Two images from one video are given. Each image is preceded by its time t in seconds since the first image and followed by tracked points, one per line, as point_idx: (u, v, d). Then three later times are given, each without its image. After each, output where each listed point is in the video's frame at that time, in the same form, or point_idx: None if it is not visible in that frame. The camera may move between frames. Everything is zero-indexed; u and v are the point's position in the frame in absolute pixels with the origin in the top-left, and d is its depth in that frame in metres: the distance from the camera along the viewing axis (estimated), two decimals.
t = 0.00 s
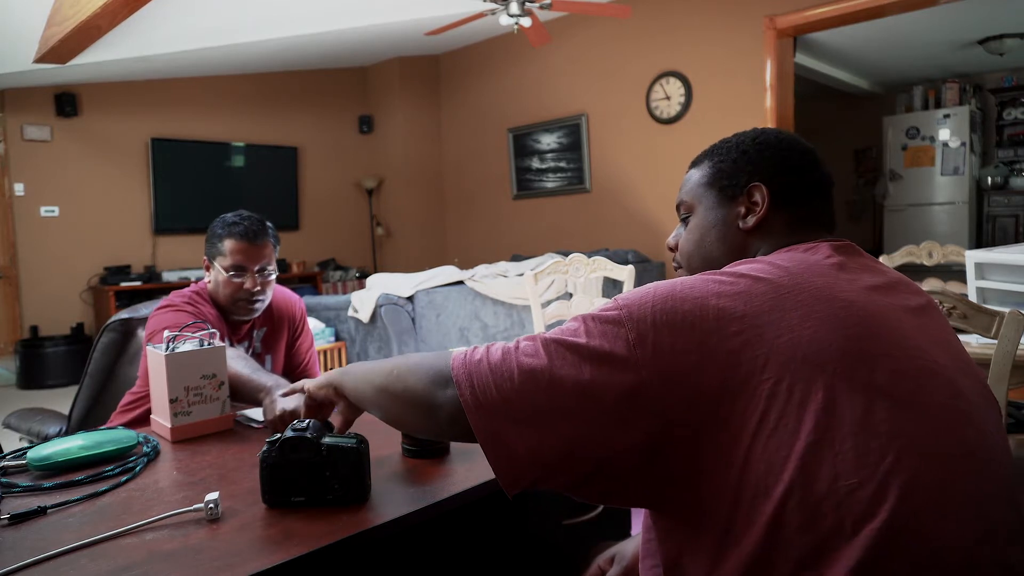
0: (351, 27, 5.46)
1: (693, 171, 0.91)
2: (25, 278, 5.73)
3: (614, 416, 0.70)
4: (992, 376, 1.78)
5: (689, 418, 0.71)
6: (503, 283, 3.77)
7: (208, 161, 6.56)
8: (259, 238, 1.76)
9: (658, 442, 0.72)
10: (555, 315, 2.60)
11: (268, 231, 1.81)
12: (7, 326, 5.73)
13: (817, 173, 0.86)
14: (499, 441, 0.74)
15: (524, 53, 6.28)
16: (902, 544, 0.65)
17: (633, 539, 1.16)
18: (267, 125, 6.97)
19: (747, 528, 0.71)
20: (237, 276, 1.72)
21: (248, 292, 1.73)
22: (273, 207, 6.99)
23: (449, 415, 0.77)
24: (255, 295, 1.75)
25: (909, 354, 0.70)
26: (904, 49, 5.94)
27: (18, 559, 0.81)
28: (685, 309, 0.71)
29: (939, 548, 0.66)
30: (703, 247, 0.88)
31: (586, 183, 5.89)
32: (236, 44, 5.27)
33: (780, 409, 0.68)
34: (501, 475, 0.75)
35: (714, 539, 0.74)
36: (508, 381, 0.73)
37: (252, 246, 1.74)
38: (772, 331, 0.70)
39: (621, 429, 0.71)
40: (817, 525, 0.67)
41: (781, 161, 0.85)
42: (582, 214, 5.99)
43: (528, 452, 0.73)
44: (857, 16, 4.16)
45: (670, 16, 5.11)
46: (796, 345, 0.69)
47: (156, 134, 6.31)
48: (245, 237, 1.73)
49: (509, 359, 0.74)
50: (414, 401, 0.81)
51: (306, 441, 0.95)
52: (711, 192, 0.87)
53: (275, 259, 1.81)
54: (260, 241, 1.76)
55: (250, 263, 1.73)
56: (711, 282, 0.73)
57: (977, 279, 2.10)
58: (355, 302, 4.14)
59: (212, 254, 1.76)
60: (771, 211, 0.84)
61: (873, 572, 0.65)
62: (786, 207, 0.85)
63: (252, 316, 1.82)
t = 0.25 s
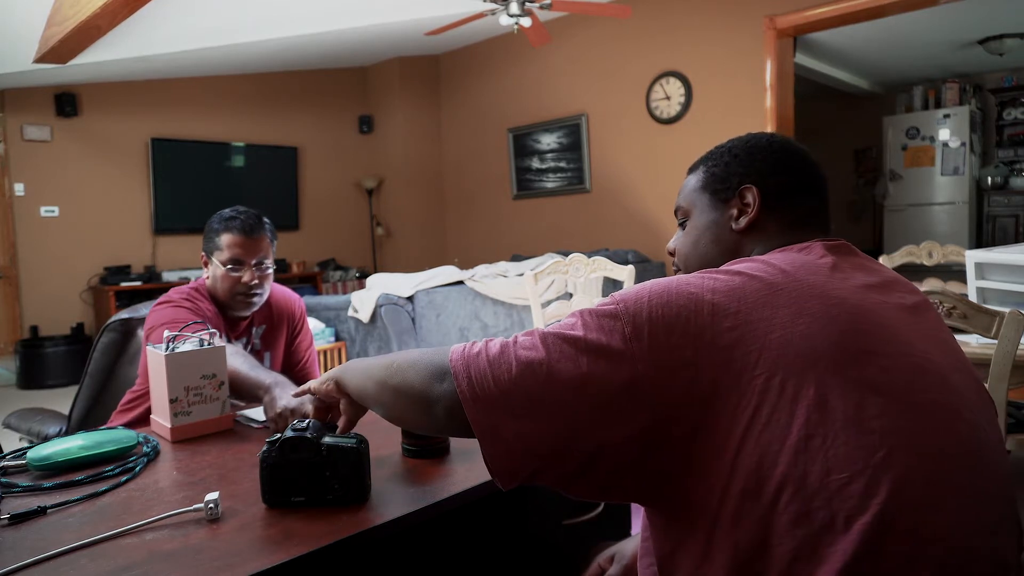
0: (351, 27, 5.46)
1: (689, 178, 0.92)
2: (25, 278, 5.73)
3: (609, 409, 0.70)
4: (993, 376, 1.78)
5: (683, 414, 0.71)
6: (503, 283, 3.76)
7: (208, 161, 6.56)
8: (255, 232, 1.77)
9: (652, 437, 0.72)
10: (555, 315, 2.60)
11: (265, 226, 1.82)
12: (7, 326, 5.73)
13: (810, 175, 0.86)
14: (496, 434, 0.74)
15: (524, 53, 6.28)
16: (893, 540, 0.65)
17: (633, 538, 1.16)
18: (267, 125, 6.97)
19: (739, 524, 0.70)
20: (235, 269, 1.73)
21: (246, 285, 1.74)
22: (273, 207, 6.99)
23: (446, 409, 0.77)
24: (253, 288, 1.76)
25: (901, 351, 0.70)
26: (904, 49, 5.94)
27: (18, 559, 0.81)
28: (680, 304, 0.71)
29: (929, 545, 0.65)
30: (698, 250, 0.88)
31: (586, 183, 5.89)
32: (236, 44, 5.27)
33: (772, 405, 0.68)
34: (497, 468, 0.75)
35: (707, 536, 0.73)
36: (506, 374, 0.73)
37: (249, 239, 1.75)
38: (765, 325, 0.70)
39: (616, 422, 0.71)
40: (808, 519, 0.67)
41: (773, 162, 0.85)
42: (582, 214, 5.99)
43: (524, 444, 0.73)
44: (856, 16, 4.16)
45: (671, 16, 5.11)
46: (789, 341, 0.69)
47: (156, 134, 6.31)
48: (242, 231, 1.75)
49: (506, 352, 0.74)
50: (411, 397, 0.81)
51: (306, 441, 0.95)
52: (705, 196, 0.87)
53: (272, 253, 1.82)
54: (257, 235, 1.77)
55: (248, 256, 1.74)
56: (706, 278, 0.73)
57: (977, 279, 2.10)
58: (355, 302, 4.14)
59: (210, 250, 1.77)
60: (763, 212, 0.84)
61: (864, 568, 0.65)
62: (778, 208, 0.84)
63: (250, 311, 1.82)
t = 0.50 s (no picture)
0: (351, 27, 5.45)
1: (688, 185, 0.92)
2: (25, 278, 5.73)
3: (607, 412, 0.70)
4: (992, 376, 1.78)
5: (677, 415, 0.71)
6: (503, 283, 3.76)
7: (208, 161, 6.56)
8: (252, 223, 1.81)
9: (650, 438, 0.72)
10: (555, 315, 2.60)
11: (262, 218, 1.86)
12: (7, 326, 5.72)
13: (806, 177, 0.85)
14: (496, 440, 0.73)
15: (524, 53, 6.28)
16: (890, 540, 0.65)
17: (633, 538, 1.16)
18: (267, 125, 6.97)
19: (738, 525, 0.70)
20: (232, 258, 1.76)
21: (243, 274, 1.76)
22: (273, 207, 6.99)
23: (447, 416, 0.77)
24: (251, 278, 1.77)
25: (898, 350, 0.70)
26: (904, 49, 5.94)
27: (18, 559, 0.81)
28: (676, 307, 0.71)
29: (928, 544, 0.65)
30: (696, 254, 0.88)
31: (586, 183, 5.89)
32: (236, 45, 5.28)
33: (769, 406, 0.68)
34: (498, 474, 0.75)
35: (705, 538, 0.73)
36: (505, 380, 0.72)
37: (245, 230, 1.79)
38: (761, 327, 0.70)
39: (614, 425, 0.70)
40: (806, 519, 0.67)
41: (766, 163, 0.85)
42: (582, 214, 5.99)
43: (524, 449, 0.73)
44: (856, 16, 4.16)
45: (671, 16, 5.11)
46: (785, 342, 0.69)
47: (156, 134, 6.31)
48: (239, 221, 1.79)
49: (505, 359, 0.74)
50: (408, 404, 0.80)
51: (305, 441, 0.95)
52: (700, 201, 0.88)
53: (269, 244, 1.85)
54: (254, 225, 1.81)
55: (246, 245, 1.78)
56: (702, 281, 0.73)
57: (977, 279, 2.10)
58: (355, 302, 4.14)
59: (208, 243, 1.81)
60: (756, 212, 0.84)
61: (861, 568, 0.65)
62: (771, 209, 0.84)
63: (248, 303, 1.84)
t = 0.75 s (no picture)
0: (351, 27, 5.45)
1: (687, 186, 0.92)
2: (25, 278, 5.72)
3: (608, 415, 0.70)
4: (993, 376, 1.78)
5: (679, 417, 0.71)
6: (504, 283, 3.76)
7: (207, 161, 6.56)
8: (254, 218, 1.84)
9: (651, 441, 0.72)
10: (555, 315, 2.60)
11: (265, 215, 1.89)
12: (8, 326, 5.73)
13: (803, 176, 0.85)
14: (497, 444, 0.73)
15: (524, 53, 6.28)
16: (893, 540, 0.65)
17: (633, 538, 1.16)
18: (267, 125, 6.97)
19: (740, 526, 0.70)
20: (235, 253, 1.78)
21: (245, 269, 1.78)
22: (273, 207, 6.98)
23: (447, 421, 0.77)
24: (252, 273, 1.79)
25: (898, 350, 0.70)
26: (904, 49, 5.94)
27: (18, 559, 0.81)
28: (677, 309, 0.71)
29: (930, 544, 0.65)
30: (695, 256, 0.88)
31: (586, 183, 5.89)
32: (236, 44, 5.28)
33: (771, 407, 0.68)
34: (499, 478, 0.75)
35: (708, 540, 0.73)
36: (506, 384, 0.72)
37: (248, 225, 1.82)
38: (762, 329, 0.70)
39: (615, 428, 0.70)
40: (808, 522, 0.67)
41: (763, 162, 0.85)
42: (582, 214, 5.99)
43: (525, 453, 0.72)
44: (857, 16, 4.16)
45: (671, 16, 5.11)
46: (787, 343, 0.69)
47: (156, 134, 6.31)
48: (242, 216, 1.82)
49: (505, 363, 0.74)
50: (406, 408, 0.80)
51: (305, 441, 0.95)
52: (698, 202, 0.88)
53: (271, 241, 1.88)
54: (256, 221, 1.84)
55: (248, 240, 1.80)
56: (703, 283, 0.73)
57: (977, 279, 2.10)
58: (355, 302, 4.14)
59: (211, 238, 1.84)
60: (754, 212, 0.84)
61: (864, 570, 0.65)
62: (770, 209, 0.84)
63: (250, 300, 1.85)
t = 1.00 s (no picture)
0: (351, 27, 5.44)
1: (686, 184, 0.92)
2: (25, 278, 5.72)
3: (610, 417, 0.70)
4: (992, 376, 1.78)
5: (681, 419, 0.71)
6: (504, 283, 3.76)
7: (207, 161, 6.56)
8: (253, 217, 1.84)
9: (653, 443, 0.72)
10: (555, 315, 2.60)
11: (264, 214, 1.89)
12: (8, 326, 5.73)
13: (803, 173, 0.85)
14: (497, 447, 0.73)
15: (524, 53, 6.28)
16: (895, 542, 0.65)
17: (633, 538, 1.16)
18: (267, 125, 6.97)
19: (742, 528, 0.70)
20: (233, 252, 1.78)
21: (243, 268, 1.77)
22: (273, 207, 6.98)
23: (447, 423, 0.77)
24: (250, 271, 1.79)
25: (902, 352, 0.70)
26: (904, 49, 5.94)
27: (18, 559, 0.81)
28: (678, 311, 0.71)
29: (934, 546, 0.65)
30: (696, 255, 0.88)
31: (586, 183, 5.89)
32: (236, 44, 5.28)
33: (773, 409, 0.68)
34: (499, 481, 0.75)
35: (709, 541, 0.73)
36: (505, 387, 0.72)
37: (247, 224, 1.83)
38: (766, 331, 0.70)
39: (617, 430, 0.70)
40: (809, 524, 0.67)
41: (764, 160, 0.85)
42: (582, 214, 5.99)
43: (526, 456, 0.72)
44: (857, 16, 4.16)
45: (671, 16, 5.11)
46: (789, 345, 0.69)
47: (156, 134, 6.31)
48: (241, 215, 1.82)
49: (505, 366, 0.74)
50: (406, 410, 0.80)
51: (306, 441, 0.95)
52: (699, 201, 0.88)
53: (270, 240, 1.88)
54: (255, 220, 1.84)
55: (246, 239, 1.80)
56: (704, 284, 0.73)
57: (977, 279, 2.10)
58: (355, 302, 4.14)
59: (210, 237, 1.84)
60: (755, 211, 0.84)
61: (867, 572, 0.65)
62: (771, 208, 0.84)
63: (248, 297, 1.85)
